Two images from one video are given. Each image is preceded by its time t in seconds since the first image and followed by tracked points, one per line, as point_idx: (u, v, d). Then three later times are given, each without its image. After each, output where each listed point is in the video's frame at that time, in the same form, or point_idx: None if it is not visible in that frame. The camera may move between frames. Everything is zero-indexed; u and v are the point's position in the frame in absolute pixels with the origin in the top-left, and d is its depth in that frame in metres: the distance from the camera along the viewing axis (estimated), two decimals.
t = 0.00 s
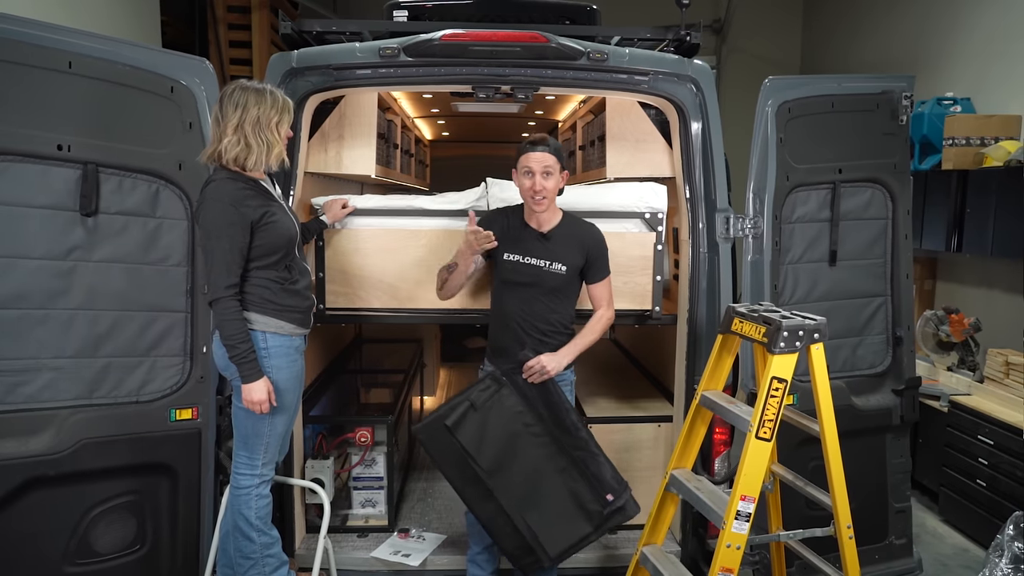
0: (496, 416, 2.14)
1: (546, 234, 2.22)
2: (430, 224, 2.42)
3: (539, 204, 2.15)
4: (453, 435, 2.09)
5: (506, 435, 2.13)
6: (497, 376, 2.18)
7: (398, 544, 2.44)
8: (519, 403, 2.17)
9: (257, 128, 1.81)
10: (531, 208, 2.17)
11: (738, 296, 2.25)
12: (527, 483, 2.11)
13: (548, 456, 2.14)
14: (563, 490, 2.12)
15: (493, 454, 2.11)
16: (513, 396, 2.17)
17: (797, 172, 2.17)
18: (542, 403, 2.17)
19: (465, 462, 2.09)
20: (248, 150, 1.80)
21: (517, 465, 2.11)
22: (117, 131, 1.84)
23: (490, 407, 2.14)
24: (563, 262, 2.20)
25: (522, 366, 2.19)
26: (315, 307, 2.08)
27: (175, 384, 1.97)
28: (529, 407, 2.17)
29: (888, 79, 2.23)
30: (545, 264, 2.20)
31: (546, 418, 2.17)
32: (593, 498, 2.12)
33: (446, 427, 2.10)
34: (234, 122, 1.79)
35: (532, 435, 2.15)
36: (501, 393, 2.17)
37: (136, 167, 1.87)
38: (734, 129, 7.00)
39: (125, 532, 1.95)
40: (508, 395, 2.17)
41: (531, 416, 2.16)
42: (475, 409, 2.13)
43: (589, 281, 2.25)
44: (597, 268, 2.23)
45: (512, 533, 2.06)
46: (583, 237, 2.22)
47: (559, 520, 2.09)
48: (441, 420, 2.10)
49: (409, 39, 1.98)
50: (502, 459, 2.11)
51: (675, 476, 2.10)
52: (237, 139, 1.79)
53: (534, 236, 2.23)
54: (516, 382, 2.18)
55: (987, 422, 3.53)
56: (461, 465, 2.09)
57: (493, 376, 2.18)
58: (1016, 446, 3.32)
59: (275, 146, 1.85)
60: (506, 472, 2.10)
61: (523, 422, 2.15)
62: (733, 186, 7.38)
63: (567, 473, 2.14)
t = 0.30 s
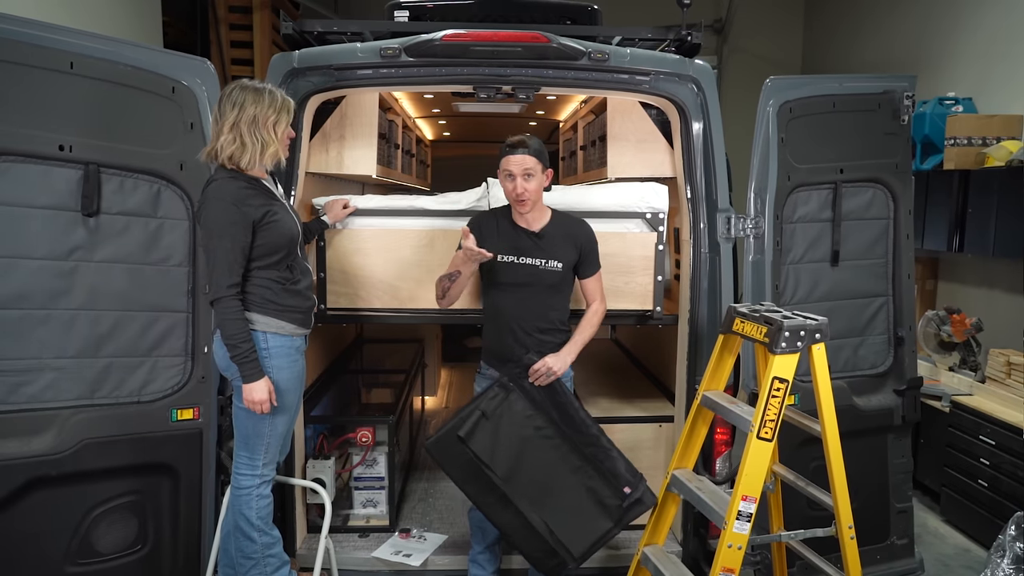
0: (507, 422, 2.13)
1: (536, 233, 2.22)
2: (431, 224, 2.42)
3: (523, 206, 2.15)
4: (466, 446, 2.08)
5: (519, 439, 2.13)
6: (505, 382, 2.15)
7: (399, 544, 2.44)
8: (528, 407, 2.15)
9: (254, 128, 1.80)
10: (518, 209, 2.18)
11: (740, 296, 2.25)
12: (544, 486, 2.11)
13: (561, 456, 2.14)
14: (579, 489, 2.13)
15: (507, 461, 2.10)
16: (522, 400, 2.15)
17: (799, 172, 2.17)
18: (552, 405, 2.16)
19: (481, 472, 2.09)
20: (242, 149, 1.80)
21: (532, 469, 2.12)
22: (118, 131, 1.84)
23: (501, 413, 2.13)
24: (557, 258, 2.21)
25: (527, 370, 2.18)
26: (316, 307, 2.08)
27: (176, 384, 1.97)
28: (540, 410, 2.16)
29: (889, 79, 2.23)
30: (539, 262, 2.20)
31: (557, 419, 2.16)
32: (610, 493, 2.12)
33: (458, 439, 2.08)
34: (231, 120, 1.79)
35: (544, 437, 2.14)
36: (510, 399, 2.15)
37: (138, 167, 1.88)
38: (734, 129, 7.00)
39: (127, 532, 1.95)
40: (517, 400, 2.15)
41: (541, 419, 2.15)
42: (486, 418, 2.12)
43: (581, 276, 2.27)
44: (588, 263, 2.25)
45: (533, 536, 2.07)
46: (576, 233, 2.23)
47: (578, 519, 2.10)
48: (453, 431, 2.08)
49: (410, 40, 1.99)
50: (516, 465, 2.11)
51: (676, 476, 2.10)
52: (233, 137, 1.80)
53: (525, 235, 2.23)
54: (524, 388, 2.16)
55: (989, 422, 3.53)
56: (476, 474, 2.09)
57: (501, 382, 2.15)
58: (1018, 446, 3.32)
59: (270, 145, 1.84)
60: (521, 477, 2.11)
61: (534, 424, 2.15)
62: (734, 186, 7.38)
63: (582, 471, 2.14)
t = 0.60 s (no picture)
0: (501, 431, 2.14)
1: (532, 238, 2.21)
2: (431, 224, 2.42)
3: (520, 208, 2.15)
4: (461, 456, 2.09)
5: (514, 446, 2.14)
6: (499, 392, 2.17)
7: (398, 543, 2.44)
8: (523, 415, 2.17)
9: (245, 125, 1.80)
10: (514, 211, 2.18)
11: (739, 296, 2.25)
12: (542, 491, 2.11)
13: (556, 463, 2.14)
14: (577, 493, 2.12)
15: (503, 468, 2.11)
16: (516, 409, 2.17)
17: (798, 172, 2.17)
18: (552, 406, 2.16)
19: (477, 481, 2.09)
20: (234, 147, 1.80)
21: (529, 476, 2.12)
22: (117, 131, 1.84)
23: (496, 422, 2.14)
24: (550, 266, 2.18)
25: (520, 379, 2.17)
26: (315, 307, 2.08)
27: (175, 383, 1.97)
28: (534, 418, 2.17)
29: (888, 79, 2.23)
30: (533, 267, 2.19)
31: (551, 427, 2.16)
32: (606, 497, 2.12)
33: (453, 451, 2.10)
34: (223, 118, 1.80)
35: (539, 444, 2.15)
36: (504, 408, 2.16)
37: (137, 167, 1.87)
38: (734, 129, 7.01)
39: (126, 532, 1.95)
40: (511, 409, 2.16)
41: (535, 426, 2.16)
42: (480, 428, 2.13)
43: (578, 283, 2.23)
44: (586, 269, 2.21)
45: (533, 541, 2.07)
46: (572, 239, 2.20)
47: (577, 522, 2.09)
48: (447, 443, 2.10)
49: (409, 39, 1.99)
50: (512, 472, 2.11)
51: (675, 476, 2.11)
52: (224, 135, 1.80)
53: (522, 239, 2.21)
54: (518, 396, 2.17)
55: (988, 422, 3.53)
56: (473, 484, 2.09)
57: (495, 392, 2.17)
58: (1017, 446, 3.32)
59: (261, 143, 1.83)
60: (518, 484, 2.11)
61: (528, 432, 2.15)
62: (734, 186, 7.38)
63: (578, 475, 2.14)
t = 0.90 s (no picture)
0: (488, 438, 2.14)
1: (524, 239, 2.17)
2: (432, 223, 2.42)
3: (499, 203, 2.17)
4: (445, 458, 2.09)
5: (500, 455, 2.13)
6: (488, 397, 2.16)
7: (399, 543, 2.44)
8: (511, 423, 2.16)
9: (263, 126, 1.81)
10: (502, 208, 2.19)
11: (740, 296, 2.25)
12: (524, 502, 2.11)
13: (542, 476, 2.13)
14: (560, 509, 2.11)
15: (488, 476, 2.11)
16: (505, 416, 2.16)
17: (799, 171, 2.17)
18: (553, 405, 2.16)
19: (459, 484, 2.09)
20: (254, 148, 1.80)
21: (512, 486, 2.12)
22: (118, 131, 1.84)
23: (483, 429, 2.14)
24: (540, 270, 2.15)
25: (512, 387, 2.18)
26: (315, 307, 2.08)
27: (177, 383, 1.97)
28: (523, 428, 2.16)
29: (889, 79, 2.23)
30: (525, 271, 2.16)
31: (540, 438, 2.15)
32: (590, 516, 2.10)
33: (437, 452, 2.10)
34: (240, 119, 1.79)
35: (527, 454, 2.14)
36: (492, 415, 2.16)
37: (139, 167, 1.88)
38: (735, 129, 7.00)
39: (128, 531, 1.95)
40: (500, 416, 2.16)
41: (523, 436, 2.15)
42: (467, 433, 2.13)
43: (576, 290, 2.21)
44: (584, 276, 2.18)
45: (511, 553, 2.06)
46: (567, 245, 2.16)
47: (557, 538, 2.08)
48: (433, 443, 2.10)
49: (411, 39, 1.99)
50: (497, 480, 2.11)
51: (677, 476, 2.11)
52: (244, 136, 1.79)
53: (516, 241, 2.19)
54: (508, 403, 2.17)
55: (989, 422, 3.53)
56: (456, 488, 2.09)
57: (484, 398, 2.16)
58: (1018, 446, 3.32)
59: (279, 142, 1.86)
60: (501, 492, 2.11)
61: (515, 442, 2.15)
62: (735, 186, 7.38)
63: (563, 492, 2.12)
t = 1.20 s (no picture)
0: (473, 439, 2.14)
1: (511, 237, 2.17)
2: (431, 224, 2.43)
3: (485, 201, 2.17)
4: (428, 458, 2.09)
5: (486, 457, 2.14)
6: (475, 399, 2.16)
7: (399, 543, 2.45)
8: (498, 425, 2.16)
9: (284, 129, 1.86)
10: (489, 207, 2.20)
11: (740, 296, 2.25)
12: (508, 507, 2.12)
13: (526, 483, 2.14)
14: (543, 516, 2.12)
15: (472, 478, 2.12)
16: (491, 418, 2.16)
17: (799, 172, 2.17)
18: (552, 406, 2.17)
19: (442, 484, 2.10)
20: (282, 152, 1.86)
21: (496, 489, 2.13)
22: (117, 131, 1.84)
23: (468, 431, 2.14)
24: (524, 269, 2.14)
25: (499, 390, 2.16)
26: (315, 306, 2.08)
27: (176, 384, 1.97)
28: (509, 430, 2.16)
29: (889, 79, 2.23)
30: (511, 269, 2.15)
31: (525, 442, 2.15)
32: (574, 526, 2.11)
33: (422, 451, 2.10)
34: (264, 126, 1.82)
35: (512, 458, 2.15)
36: (479, 416, 2.15)
37: (138, 167, 1.88)
38: (735, 129, 7.00)
39: (127, 532, 1.95)
40: (487, 418, 2.16)
41: (509, 439, 2.15)
42: (452, 433, 2.13)
43: (565, 290, 2.18)
44: (571, 275, 2.16)
45: (491, 556, 2.07)
46: (553, 244, 2.15)
47: (538, 545, 2.10)
48: (417, 441, 2.09)
49: (410, 40, 1.99)
50: (481, 482, 2.12)
51: (676, 476, 2.11)
52: (272, 143, 1.83)
53: (502, 239, 2.18)
54: (495, 405, 2.16)
55: (989, 422, 3.53)
56: (441, 488, 2.10)
57: (471, 399, 2.16)
58: (1018, 446, 3.32)
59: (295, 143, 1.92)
60: (485, 494, 2.12)
61: (501, 445, 2.15)
62: (735, 186, 7.38)
63: (547, 499, 2.13)
